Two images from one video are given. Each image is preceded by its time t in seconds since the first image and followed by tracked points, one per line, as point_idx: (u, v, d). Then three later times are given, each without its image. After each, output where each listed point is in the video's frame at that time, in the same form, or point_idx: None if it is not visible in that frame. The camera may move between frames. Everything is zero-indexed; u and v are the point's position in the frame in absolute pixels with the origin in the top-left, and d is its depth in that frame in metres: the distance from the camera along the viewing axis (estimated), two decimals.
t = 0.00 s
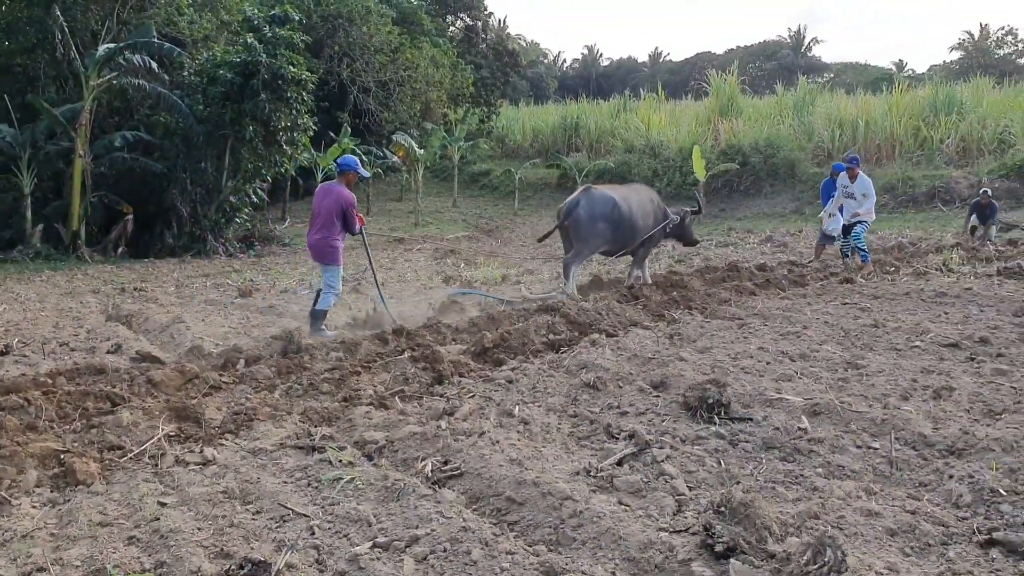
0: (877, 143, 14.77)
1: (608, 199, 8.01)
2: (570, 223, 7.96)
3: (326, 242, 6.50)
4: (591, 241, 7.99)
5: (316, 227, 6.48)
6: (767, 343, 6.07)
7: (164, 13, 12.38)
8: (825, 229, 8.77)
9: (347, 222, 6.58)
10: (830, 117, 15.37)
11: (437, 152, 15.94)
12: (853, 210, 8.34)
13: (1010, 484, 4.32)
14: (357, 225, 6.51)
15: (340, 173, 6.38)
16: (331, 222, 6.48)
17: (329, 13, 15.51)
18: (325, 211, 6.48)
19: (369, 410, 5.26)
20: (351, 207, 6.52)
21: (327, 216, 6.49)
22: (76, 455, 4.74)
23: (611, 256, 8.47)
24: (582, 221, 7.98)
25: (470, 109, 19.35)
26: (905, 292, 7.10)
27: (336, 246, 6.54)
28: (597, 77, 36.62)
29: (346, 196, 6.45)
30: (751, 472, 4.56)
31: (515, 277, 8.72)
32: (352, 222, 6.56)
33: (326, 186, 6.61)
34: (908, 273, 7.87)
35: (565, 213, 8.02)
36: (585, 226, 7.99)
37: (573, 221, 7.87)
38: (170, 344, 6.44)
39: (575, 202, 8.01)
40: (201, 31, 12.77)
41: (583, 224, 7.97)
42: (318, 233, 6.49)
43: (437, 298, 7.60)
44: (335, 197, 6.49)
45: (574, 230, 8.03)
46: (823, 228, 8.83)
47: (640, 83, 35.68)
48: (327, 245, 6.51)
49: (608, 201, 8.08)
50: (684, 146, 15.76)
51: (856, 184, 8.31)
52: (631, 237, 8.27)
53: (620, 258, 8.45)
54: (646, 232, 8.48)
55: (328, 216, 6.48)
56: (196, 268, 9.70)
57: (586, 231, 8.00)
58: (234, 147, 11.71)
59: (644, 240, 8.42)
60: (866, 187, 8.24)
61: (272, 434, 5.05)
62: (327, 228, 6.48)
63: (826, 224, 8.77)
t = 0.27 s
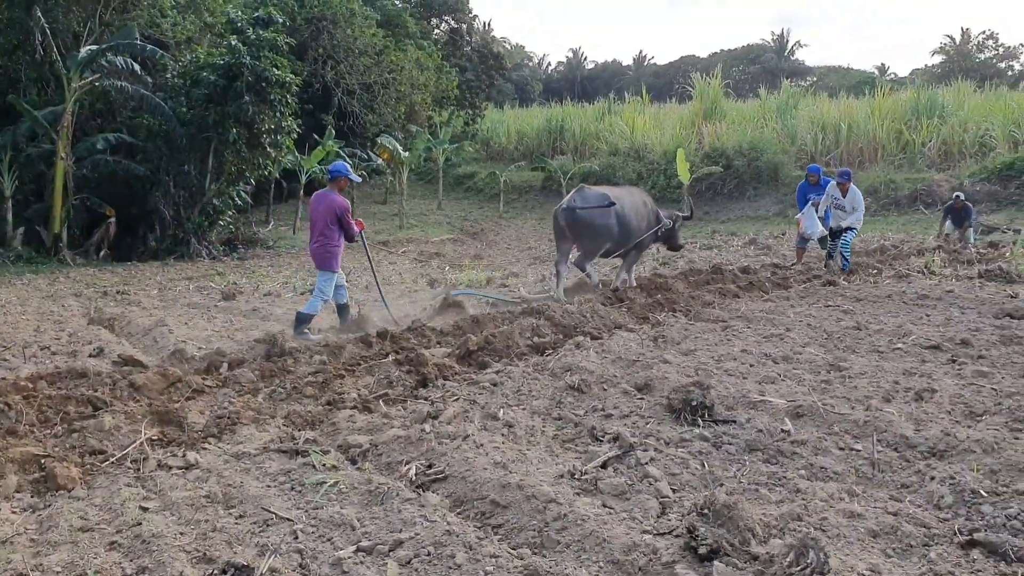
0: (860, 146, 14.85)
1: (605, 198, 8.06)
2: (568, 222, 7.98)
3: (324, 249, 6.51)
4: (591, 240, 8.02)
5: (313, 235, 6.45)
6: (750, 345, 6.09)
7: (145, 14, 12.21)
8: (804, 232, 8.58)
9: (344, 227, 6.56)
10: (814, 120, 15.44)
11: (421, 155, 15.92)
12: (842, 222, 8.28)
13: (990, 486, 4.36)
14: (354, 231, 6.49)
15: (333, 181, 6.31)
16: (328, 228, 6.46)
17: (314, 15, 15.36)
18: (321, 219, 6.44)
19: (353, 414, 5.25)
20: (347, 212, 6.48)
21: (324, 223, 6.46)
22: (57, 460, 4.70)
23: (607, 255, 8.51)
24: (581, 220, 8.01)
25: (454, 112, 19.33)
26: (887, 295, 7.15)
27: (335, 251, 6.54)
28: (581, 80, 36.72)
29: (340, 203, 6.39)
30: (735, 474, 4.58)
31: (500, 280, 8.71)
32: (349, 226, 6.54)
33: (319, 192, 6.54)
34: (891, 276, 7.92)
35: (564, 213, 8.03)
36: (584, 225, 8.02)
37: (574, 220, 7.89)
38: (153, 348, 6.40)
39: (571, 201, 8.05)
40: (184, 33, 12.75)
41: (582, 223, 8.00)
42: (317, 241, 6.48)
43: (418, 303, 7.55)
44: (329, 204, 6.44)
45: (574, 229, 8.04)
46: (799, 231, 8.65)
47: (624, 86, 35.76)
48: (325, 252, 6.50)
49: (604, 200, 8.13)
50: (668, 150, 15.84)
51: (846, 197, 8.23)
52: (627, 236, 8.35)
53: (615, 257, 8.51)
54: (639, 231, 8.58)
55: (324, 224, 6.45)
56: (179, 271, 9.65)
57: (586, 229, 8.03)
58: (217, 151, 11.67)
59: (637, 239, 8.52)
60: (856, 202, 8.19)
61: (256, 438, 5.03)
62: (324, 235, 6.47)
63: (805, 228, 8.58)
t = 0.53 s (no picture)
0: (838, 149, 14.94)
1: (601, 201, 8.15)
2: (565, 226, 8.05)
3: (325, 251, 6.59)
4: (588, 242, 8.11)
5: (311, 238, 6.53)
6: (729, 347, 6.12)
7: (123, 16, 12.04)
8: (782, 233, 8.55)
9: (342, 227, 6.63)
10: (793, 124, 15.50)
11: (401, 158, 15.88)
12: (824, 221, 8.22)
13: (965, 486, 4.40)
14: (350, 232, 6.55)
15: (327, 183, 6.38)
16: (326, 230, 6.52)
17: (293, 17, 15.24)
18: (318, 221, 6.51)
19: (332, 418, 5.23)
20: (344, 213, 6.54)
21: (321, 225, 6.54)
22: (31, 465, 4.66)
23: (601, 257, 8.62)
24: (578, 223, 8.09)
25: (434, 114, 19.30)
26: (864, 297, 7.20)
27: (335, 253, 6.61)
28: (562, 83, 36.78)
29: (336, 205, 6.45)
30: (713, 476, 4.60)
31: (480, 282, 8.70)
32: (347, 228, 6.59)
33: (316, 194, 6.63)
34: (868, 278, 7.98)
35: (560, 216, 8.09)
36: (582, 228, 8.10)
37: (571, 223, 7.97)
38: (129, 353, 6.35)
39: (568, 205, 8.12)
40: (162, 35, 12.55)
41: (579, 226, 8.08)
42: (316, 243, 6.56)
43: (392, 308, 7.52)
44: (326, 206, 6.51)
45: (571, 232, 8.11)
46: (778, 232, 8.63)
47: (604, 89, 35.84)
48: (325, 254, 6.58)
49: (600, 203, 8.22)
50: (648, 153, 15.90)
51: (828, 193, 8.13)
52: (621, 238, 8.46)
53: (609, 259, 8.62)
54: (632, 233, 8.70)
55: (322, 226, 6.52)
56: (158, 274, 9.58)
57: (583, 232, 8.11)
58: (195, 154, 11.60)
59: (631, 240, 8.64)
60: (839, 198, 8.10)
61: (234, 442, 5.01)
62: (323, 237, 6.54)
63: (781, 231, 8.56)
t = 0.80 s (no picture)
0: (813, 152, 15.17)
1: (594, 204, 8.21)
2: (558, 228, 8.09)
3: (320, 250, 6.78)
4: (580, 245, 8.16)
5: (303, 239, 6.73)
6: (706, 350, 6.15)
7: (99, 18, 11.89)
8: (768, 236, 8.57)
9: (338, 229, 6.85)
10: (769, 129, 15.66)
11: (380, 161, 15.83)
12: (802, 219, 8.18)
13: (939, 488, 4.44)
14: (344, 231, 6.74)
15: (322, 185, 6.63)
16: (321, 230, 6.75)
17: (271, 20, 15.19)
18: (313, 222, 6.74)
19: (309, 422, 5.21)
20: (337, 215, 6.75)
21: (316, 226, 6.75)
22: (4, 472, 4.61)
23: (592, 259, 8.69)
24: (571, 226, 8.14)
25: (414, 117, 19.27)
26: (840, 300, 7.26)
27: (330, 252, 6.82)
28: (541, 87, 36.84)
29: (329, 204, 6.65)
30: (690, 478, 4.62)
31: (459, 286, 8.69)
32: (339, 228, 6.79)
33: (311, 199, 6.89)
34: (844, 281, 8.05)
35: (553, 218, 8.13)
36: (574, 231, 8.14)
37: (565, 226, 8.01)
38: (104, 358, 6.30)
39: (560, 208, 8.16)
40: (138, 38, 12.37)
41: (572, 229, 8.12)
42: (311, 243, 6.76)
43: (380, 310, 7.51)
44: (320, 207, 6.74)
45: (563, 235, 8.15)
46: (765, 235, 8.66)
47: (582, 93, 35.97)
48: (321, 253, 6.78)
49: (591, 206, 8.27)
50: (627, 156, 15.96)
51: (805, 189, 8.10)
52: (613, 241, 8.52)
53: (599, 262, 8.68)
54: (623, 235, 8.76)
55: (316, 226, 6.73)
56: (134, 277, 9.50)
57: (576, 235, 8.15)
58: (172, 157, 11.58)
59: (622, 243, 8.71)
60: (816, 194, 8.06)
61: (210, 447, 4.98)
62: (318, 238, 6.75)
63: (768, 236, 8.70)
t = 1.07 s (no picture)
0: (794, 155, 15.24)
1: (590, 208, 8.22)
2: (553, 231, 8.12)
3: (327, 255, 6.78)
4: (575, 248, 8.19)
5: (310, 243, 6.73)
6: (689, 352, 6.18)
7: (78, 19, 11.77)
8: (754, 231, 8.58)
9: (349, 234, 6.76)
10: (751, 132, 15.74)
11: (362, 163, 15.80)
12: (778, 216, 8.08)
13: (918, 488, 4.48)
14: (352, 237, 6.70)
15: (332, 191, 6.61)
16: (329, 235, 6.74)
17: (252, 22, 15.10)
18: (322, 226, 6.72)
19: (291, 426, 5.19)
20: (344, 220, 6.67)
21: (325, 231, 6.73)
22: None
23: (586, 261, 8.73)
24: (566, 229, 8.16)
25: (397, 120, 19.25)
26: (821, 302, 7.31)
27: (338, 256, 6.82)
28: (523, 89, 36.91)
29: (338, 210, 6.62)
30: (673, 480, 4.63)
31: (442, 289, 8.68)
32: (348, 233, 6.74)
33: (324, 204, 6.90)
34: (824, 283, 8.10)
35: (550, 221, 8.16)
36: (569, 234, 8.17)
37: (560, 229, 8.03)
38: (84, 362, 6.25)
39: (556, 210, 8.17)
40: (119, 40, 12.16)
41: (567, 232, 8.14)
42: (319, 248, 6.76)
43: (363, 313, 7.49)
44: (329, 213, 6.71)
45: (558, 238, 8.19)
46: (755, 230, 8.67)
47: (565, 95, 36.08)
48: (327, 258, 6.77)
49: (587, 210, 8.29)
50: (609, 159, 15.97)
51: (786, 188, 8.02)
52: (607, 244, 8.55)
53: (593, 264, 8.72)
54: (618, 238, 8.79)
55: (325, 231, 6.71)
56: (114, 281, 9.44)
57: (570, 239, 8.18)
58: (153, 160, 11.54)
59: (616, 246, 8.75)
60: (795, 194, 7.96)
61: (191, 451, 4.95)
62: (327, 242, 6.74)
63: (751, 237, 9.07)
